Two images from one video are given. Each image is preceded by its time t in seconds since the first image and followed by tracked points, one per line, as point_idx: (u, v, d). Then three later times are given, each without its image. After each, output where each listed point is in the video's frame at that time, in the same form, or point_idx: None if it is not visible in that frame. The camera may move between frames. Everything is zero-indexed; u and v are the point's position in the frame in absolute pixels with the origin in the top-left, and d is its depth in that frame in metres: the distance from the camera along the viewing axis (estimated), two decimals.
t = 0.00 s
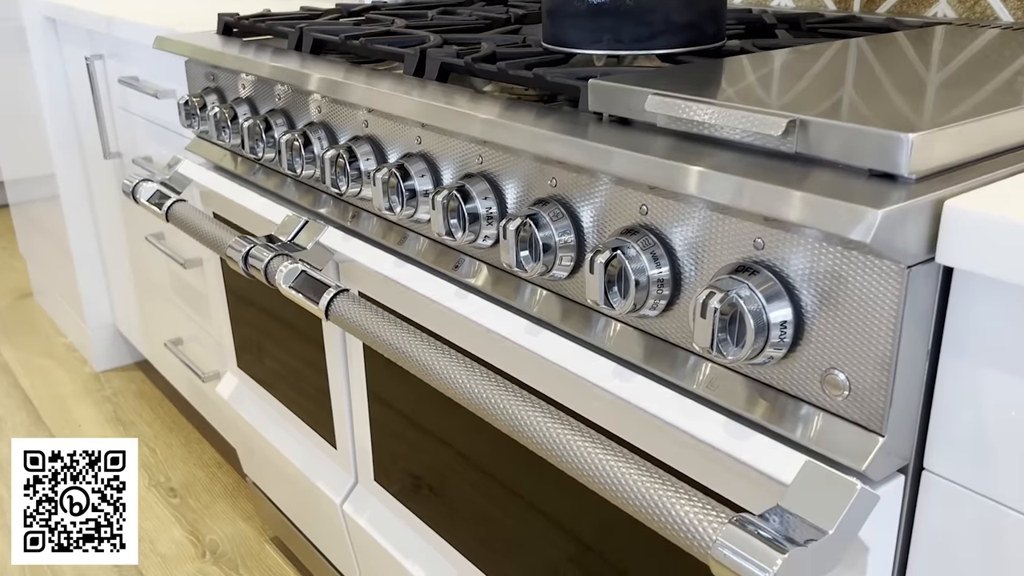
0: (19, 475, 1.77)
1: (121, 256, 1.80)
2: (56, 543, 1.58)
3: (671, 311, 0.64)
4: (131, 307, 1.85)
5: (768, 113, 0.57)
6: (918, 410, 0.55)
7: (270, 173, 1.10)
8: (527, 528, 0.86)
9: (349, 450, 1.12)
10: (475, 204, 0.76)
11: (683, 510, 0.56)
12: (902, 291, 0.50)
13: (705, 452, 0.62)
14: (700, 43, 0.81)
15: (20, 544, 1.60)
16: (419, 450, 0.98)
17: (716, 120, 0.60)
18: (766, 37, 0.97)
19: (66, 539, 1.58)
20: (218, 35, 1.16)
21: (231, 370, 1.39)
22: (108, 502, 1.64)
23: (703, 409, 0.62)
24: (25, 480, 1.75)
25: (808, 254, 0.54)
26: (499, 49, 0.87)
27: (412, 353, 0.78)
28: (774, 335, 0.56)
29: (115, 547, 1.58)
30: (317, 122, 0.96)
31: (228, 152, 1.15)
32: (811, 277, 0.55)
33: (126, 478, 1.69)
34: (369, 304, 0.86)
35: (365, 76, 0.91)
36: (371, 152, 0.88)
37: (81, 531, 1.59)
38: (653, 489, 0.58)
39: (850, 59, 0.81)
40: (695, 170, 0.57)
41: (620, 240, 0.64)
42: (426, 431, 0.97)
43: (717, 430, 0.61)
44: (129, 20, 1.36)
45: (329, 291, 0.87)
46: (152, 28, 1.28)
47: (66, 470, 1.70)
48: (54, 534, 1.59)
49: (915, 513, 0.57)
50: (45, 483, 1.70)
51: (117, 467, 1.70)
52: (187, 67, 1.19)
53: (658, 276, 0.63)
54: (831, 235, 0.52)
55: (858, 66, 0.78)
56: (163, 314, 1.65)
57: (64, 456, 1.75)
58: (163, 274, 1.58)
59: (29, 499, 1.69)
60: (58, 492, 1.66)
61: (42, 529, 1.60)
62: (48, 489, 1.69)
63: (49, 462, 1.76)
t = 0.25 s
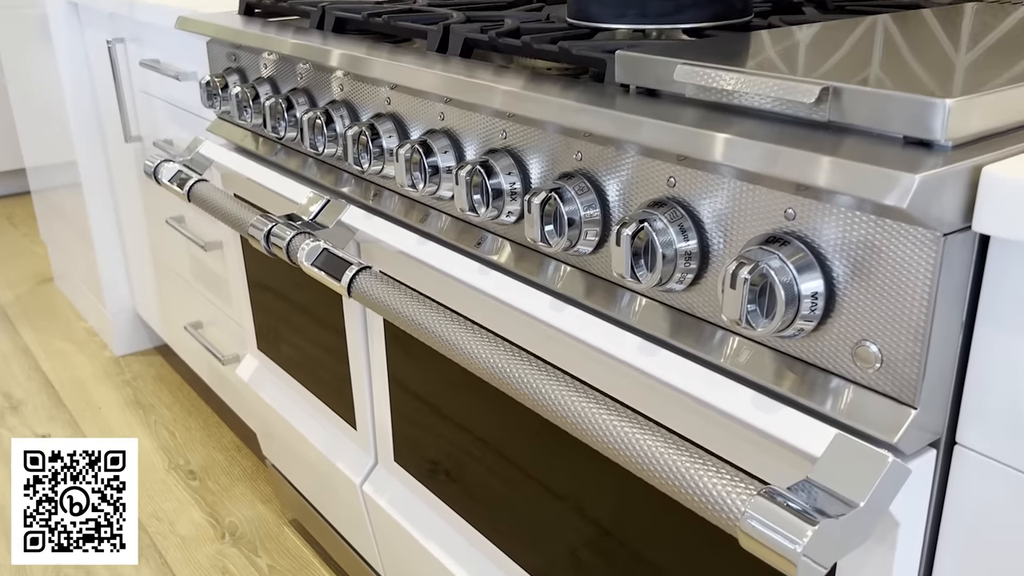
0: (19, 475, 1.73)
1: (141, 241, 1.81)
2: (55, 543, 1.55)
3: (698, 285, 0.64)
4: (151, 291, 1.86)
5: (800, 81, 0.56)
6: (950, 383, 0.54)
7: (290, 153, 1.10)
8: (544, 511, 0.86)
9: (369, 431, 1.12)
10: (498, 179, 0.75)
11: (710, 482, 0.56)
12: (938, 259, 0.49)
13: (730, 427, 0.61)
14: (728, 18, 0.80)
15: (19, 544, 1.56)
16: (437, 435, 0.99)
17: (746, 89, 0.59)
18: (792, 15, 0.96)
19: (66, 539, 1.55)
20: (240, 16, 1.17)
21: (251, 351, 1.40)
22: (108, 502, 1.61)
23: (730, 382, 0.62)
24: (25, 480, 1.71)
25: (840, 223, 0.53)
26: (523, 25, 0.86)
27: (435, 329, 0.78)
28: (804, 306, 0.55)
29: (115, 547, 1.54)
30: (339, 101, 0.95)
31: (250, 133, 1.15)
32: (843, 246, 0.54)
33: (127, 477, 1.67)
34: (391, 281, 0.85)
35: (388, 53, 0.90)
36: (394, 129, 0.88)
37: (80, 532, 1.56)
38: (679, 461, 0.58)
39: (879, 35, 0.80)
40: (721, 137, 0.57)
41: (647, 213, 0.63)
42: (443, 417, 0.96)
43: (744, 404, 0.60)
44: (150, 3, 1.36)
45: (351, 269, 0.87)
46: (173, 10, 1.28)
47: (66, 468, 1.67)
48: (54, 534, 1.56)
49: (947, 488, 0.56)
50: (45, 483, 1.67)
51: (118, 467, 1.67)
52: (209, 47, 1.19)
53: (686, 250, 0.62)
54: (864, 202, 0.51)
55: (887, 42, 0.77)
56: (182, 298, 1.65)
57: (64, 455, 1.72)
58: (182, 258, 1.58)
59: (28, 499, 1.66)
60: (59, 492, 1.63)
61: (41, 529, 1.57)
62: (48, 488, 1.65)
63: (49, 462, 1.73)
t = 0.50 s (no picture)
0: (20, 474, 1.69)
1: (161, 224, 1.82)
2: (55, 542, 1.51)
3: (724, 249, 0.63)
4: (171, 274, 1.87)
5: (832, 36, 0.56)
6: (984, 343, 0.53)
7: (310, 129, 1.09)
8: (560, 493, 0.86)
9: (388, 407, 1.12)
10: (521, 146, 0.74)
11: (737, 443, 0.55)
12: (973, 215, 0.48)
13: (755, 390, 0.61)
14: None
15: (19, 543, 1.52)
16: (454, 419, 0.99)
17: (776, 46, 0.59)
18: None
19: (66, 539, 1.51)
20: None
21: (270, 330, 1.40)
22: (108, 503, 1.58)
23: (757, 346, 0.61)
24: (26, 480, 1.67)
25: (872, 181, 0.52)
26: None
27: (457, 298, 0.77)
28: (835, 267, 0.55)
29: (115, 547, 1.50)
30: (361, 73, 0.95)
31: (270, 109, 1.15)
32: (875, 205, 0.53)
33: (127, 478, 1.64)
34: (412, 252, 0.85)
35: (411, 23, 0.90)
36: (416, 100, 0.87)
37: (80, 532, 1.52)
38: (705, 423, 0.57)
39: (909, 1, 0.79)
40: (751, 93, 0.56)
41: (673, 175, 0.62)
42: (461, 401, 0.96)
43: (771, 367, 0.59)
44: None
45: (371, 240, 0.87)
46: None
47: (66, 469, 1.65)
48: (54, 534, 1.52)
49: (978, 453, 0.55)
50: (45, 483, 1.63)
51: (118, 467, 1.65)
52: (229, 24, 1.18)
53: (713, 213, 0.61)
54: (897, 156, 0.50)
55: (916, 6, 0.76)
56: (201, 279, 1.66)
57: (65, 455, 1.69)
58: (202, 239, 1.59)
59: (29, 499, 1.61)
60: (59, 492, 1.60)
61: (42, 529, 1.53)
62: (49, 489, 1.62)
63: (50, 462, 1.69)
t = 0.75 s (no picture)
0: (20, 473, 1.62)
1: (180, 209, 1.83)
2: (56, 542, 1.45)
3: (744, 215, 0.62)
4: (189, 259, 1.88)
5: None
6: (1009, 305, 0.52)
7: (328, 106, 1.09)
8: (574, 476, 0.85)
9: (404, 386, 1.12)
10: (540, 116, 0.74)
11: (755, 405, 0.54)
12: (999, 170, 0.47)
13: (773, 356, 0.60)
14: None
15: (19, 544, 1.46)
16: (469, 405, 0.99)
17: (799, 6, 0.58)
18: None
19: (66, 539, 1.44)
20: None
21: (287, 312, 1.40)
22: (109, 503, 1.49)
23: (776, 312, 0.60)
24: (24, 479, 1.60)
25: (896, 140, 0.52)
26: None
27: (474, 269, 0.77)
28: (857, 228, 0.54)
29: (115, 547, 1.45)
30: (379, 48, 0.95)
31: (289, 88, 1.15)
32: (898, 165, 0.52)
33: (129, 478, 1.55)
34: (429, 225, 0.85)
35: None
36: (433, 73, 0.87)
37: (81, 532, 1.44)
38: (723, 385, 0.56)
39: None
40: (778, 51, 0.56)
41: (693, 139, 0.61)
42: (477, 387, 0.96)
43: (791, 331, 0.59)
44: None
45: (388, 213, 0.87)
46: None
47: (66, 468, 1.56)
48: (54, 534, 1.46)
49: (1002, 417, 0.54)
50: (44, 481, 1.55)
51: (119, 466, 1.56)
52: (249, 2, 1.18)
53: (733, 177, 0.60)
54: (922, 113, 0.50)
55: None
56: (220, 263, 1.67)
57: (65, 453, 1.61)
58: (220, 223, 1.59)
59: (27, 499, 1.54)
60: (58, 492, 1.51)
61: (42, 529, 1.46)
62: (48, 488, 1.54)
63: (50, 460, 1.62)
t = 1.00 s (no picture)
0: (19, 472, 1.58)
1: (198, 197, 1.83)
2: (55, 542, 1.42)
3: (761, 184, 0.61)
4: (206, 247, 1.89)
5: None
6: None
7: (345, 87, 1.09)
8: (589, 462, 0.85)
9: (419, 367, 1.11)
10: (555, 88, 0.73)
11: (770, 371, 0.54)
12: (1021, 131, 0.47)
13: (789, 325, 0.59)
14: None
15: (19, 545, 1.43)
16: (484, 394, 0.99)
17: None
18: None
19: (66, 538, 1.41)
20: None
21: (303, 297, 1.40)
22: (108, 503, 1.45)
23: (794, 281, 0.60)
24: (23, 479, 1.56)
25: (916, 103, 0.51)
26: None
27: (490, 243, 0.77)
28: (876, 193, 0.53)
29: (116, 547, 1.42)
30: (396, 27, 0.95)
31: (306, 70, 1.16)
32: (919, 128, 0.51)
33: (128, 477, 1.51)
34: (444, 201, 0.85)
35: None
36: (450, 50, 0.87)
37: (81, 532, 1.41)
38: (738, 353, 0.56)
39: None
40: (802, 14, 0.54)
41: (711, 106, 0.60)
42: (492, 376, 0.96)
43: (809, 300, 0.58)
44: None
45: (402, 189, 0.87)
46: None
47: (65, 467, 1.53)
48: (54, 534, 1.42)
49: None
50: (43, 481, 1.51)
51: (119, 465, 1.52)
52: None
53: (751, 146, 0.60)
54: (944, 73, 0.49)
55: None
56: (237, 249, 1.67)
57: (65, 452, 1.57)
58: (238, 208, 1.60)
59: (26, 499, 1.51)
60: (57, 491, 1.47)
61: (41, 529, 1.43)
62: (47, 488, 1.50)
63: (49, 459, 1.58)
